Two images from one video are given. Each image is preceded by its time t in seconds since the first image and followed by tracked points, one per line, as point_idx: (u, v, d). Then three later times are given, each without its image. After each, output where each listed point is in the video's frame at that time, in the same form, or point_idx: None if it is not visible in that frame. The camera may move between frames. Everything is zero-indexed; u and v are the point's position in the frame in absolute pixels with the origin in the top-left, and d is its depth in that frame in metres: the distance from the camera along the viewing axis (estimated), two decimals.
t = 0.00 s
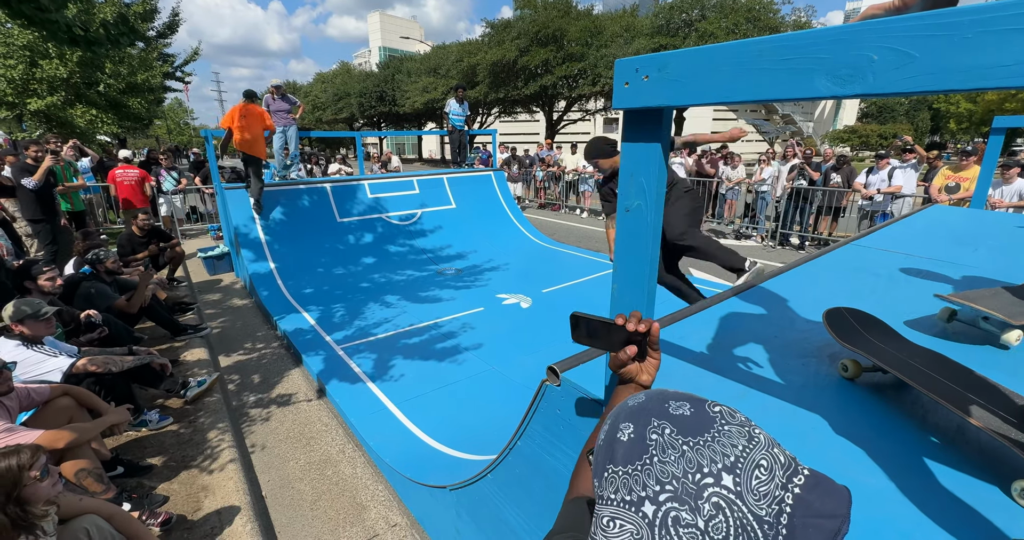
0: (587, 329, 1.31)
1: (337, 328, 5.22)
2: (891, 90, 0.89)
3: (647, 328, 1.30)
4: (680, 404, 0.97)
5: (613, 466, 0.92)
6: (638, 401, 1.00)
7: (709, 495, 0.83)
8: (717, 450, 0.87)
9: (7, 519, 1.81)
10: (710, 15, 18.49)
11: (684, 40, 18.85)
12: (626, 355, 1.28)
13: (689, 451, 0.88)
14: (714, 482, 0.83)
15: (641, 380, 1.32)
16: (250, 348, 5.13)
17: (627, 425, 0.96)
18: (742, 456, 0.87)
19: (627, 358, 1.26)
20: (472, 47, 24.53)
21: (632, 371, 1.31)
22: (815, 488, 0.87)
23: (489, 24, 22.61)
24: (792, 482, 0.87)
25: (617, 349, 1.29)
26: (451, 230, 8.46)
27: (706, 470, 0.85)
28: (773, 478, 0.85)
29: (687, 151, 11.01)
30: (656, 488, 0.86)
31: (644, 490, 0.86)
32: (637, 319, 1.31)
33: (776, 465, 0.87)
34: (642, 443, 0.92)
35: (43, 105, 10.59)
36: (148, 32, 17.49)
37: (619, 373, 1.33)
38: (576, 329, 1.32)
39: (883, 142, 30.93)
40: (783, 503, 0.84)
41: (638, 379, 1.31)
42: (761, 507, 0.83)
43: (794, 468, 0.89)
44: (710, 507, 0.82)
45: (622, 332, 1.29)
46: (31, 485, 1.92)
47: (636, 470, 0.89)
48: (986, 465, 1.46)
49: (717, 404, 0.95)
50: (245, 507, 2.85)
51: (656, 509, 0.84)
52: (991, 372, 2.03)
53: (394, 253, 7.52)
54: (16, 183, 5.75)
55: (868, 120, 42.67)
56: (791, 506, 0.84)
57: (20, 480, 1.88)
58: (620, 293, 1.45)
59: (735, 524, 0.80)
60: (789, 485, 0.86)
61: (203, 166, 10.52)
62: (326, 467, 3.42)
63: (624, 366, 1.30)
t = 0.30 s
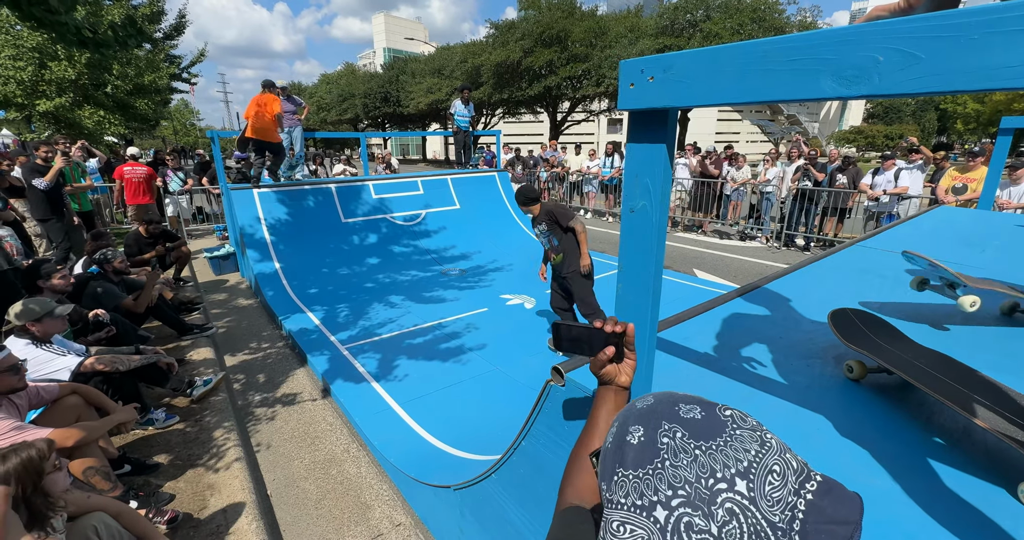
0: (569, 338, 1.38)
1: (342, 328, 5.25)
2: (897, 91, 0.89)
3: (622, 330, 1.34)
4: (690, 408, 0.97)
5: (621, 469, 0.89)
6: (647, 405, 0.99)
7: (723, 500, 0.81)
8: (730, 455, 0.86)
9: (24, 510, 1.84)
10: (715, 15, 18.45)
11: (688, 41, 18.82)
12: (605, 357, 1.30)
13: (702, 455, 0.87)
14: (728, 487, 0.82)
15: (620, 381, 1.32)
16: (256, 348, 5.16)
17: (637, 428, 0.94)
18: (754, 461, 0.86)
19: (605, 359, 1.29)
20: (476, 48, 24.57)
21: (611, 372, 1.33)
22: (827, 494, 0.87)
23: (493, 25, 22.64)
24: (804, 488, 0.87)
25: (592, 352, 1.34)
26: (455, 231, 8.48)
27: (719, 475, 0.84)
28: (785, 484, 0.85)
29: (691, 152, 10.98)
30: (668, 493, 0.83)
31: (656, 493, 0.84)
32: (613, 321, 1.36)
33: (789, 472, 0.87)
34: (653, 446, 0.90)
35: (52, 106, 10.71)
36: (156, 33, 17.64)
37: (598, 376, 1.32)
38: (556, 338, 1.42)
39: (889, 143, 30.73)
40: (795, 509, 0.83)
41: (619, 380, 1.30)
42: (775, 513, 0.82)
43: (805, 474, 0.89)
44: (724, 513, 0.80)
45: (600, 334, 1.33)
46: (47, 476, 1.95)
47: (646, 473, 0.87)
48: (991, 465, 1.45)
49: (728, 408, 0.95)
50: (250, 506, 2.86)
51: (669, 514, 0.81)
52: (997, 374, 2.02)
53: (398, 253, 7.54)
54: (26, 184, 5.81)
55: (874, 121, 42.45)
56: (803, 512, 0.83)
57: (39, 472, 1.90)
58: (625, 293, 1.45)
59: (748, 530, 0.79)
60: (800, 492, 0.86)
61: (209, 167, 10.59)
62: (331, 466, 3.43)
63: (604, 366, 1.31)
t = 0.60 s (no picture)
0: (549, 364, 1.36)
1: (348, 328, 5.27)
2: (905, 92, 0.89)
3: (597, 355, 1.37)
4: (729, 407, 0.96)
5: (656, 460, 0.91)
6: (683, 400, 0.99)
7: (761, 501, 0.83)
8: (769, 458, 0.87)
9: (51, 497, 1.88)
10: (720, 16, 18.42)
11: (694, 41, 18.78)
12: (582, 381, 1.31)
13: (741, 455, 0.88)
14: (766, 489, 0.84)
15: (596, 405, 1.34)
16: (262, 348, 5.19)
17: (673, 421, 0.94)
18: (793, 466, 0.87)
19: (582, 383, 1.30)
20: (481, 49, 24.58)
21: (588, 396, 1.34)
22: (862, 506, 0.89)
23: (498, 27, 22.68)
24: (841, 498, 0.89)
25: (568, 378, 1.34)
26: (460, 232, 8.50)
27: (759, 476, 0.85)
28: (823, 492, 0.87)
29: (696, 153, 10.95)
30: (703, 489, 0.85)
31: (692, 489, 0.85)
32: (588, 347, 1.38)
33: (827, 480, 0.88)
34: (690, 441, 0.90)
35: (62, 108, 10.84)
36: (164, 36, 17.82)
37: (576, 399, 1.33)
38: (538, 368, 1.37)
39: (897, 143, 30.49)
40: (830, 517, 0.86)
41: (596, 402, 1.32)
42: (810, 519, 0.84)
43: (843, 483, 0.91)
44: (761, 514, 0.82)
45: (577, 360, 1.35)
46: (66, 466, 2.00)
47: (682, 468, 0.88)
48: (1001, 468, 1.45)
49: (768, 411, 0.95)
50: (257, 504, 2.89)
51: (703, 510, 0.84)
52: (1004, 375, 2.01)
53: (403, 254, 7.57)
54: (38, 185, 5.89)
55: (881, 121, 42.14)
56: (837, 521, 0.86)
57: (61, 460, 1.94)
58: (630, 295, 1.45)
59: (783, 532, 0.81)
60: (837, 501, 0.87)
61: (216, 168, 10.68)
62: (337, 465, 3.46)
63: (580, 390, 1.32)
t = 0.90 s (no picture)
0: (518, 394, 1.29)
1: (353, 329, 5.30)
2: (913, 94, 0.89)
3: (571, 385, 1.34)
4: (779, 406, 0.97)
5: (711, 457, 0.89)
6: (730, 399, 0.99)
7: (823, 498, 0.83)
8: (826, 455, 0.87)
9: (64, 495, 1.90)
10: (726, 17, 18.39)
11: (699, 42, 18.75)
12: (555, 409, 1.28)
13: (799, 451, 0.88)
14: (828, 485, 0.84)
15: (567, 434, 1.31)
16: (268, 348, 5.22)
17: (726, 418, 0.94)
18: (850, 464, 0.88)
19: (555, 412, 1.28)
20: (486, 51, 24.52)
21: (560, 423, 1.31)
22: (913, 506, 0.91)
23: (502, 29, 22.74)
24: (892, 497, 0.91)
25: (540, 407, 1.30)
26: (464, 233, 8.52)
27: (819, 473, 0.85)
28: (878, 491, 0.88)
29: (701, 154, 10.92)
30: (766, 484, 0.84)
31: (754, 485, 0.84)
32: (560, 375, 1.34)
33: (880, 478, 0.90)
34: (747, 438, 0.90)
35: (71, 111, 10.97)
36: (172, 39, 17.97)
37: (548, 428, 1.30)
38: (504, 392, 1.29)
39: (904, 144, 30.26)
40: (886, 515, 0.87)
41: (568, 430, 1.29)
42: (870, 517, 0.85)
43: (894, 484, 0.93)
44: (824, 510, 0.82)
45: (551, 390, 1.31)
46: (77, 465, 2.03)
47: (742, 463, 0.86)
48: (1011, 472, 1.43)
49: (818, 411, 0.96)
50: (263, 504, 2.90)
51: (766, 505, 0.82)
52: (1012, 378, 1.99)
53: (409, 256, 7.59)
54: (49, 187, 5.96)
55: (888, 122, 41.86)
56: (892, 519, 0.88)
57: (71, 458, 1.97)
58: (637, 296, 1.45)
59: (846, 529, 0.81)
60: (891, 500, 0.89)
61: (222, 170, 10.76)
62: (342, 466, 3.47)
63: (553, 419, 1.29)
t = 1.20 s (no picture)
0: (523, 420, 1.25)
1: (357, 330, 5.31)
2: (919, 98, 0.88)
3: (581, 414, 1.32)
4: (829, 420, 0.91)
5: (769, 476, 0.81)
6: (776, 412, 0.93)
7: (893, 516, 0.75)
8: (888, 470, 0.81)
9: (73, 495, 1.92)
10: (730, 17, 18.38)
11: (703, 43, 18.71)
12: (564, 440, 1.26)
13: (861, 468, 0.81)
14: (895, 504, 0.76)
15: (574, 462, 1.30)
16: (273, 350, 5.24)
17: (780, 434, 0.87)
18: (910, 479, 0.82)
19: (564, 443, 1.26)
20: (489, 52, 24.46)
21: (567, 453, 1.29)
22: (971, 522, 0.86)
23: (506, 30, 22.81)
24: (952, 512, 0.85)
25: (550, 436, 1.28)
26: (469, 234, 8.54)
27: (885, 490, 0.78)
28: (937, 507, 0.82)
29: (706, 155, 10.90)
30: (833, 504, 0.76)
31: (821, 504, 0.76)
32: (571, 404, 1.32)
33: (938, 494, 0.84)
34: (805, 454, 0.82)
35: (79, 113, 11.08)
36: (179, 41, 18.11)
37: (553, 459, 1.29)
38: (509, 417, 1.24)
39: (910, 145, 30.10)
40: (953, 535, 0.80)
41: (576, 461, 1.28)
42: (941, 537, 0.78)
43: (950, 499, 0.88)
44: (895, 530, 0.74)
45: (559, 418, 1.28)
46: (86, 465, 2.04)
47: (803, 482, 0.79)
48: (1016, 477, 1.42)
49: (868, 424, 0.91)
50: (267, 505, 2.91)
51: (835, 527, 0.74)
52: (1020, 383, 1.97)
53: (413, 257, 7.60)
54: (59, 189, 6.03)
55: (894, 122, 41.65)
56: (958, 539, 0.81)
57: (81, 458, 1.98)
58: (641, 300, 1.44)
59: None
60: (951, 515, 0.84)
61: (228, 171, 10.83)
62: (346, 467, 3.48)
63: (561, 450, 1.28)
